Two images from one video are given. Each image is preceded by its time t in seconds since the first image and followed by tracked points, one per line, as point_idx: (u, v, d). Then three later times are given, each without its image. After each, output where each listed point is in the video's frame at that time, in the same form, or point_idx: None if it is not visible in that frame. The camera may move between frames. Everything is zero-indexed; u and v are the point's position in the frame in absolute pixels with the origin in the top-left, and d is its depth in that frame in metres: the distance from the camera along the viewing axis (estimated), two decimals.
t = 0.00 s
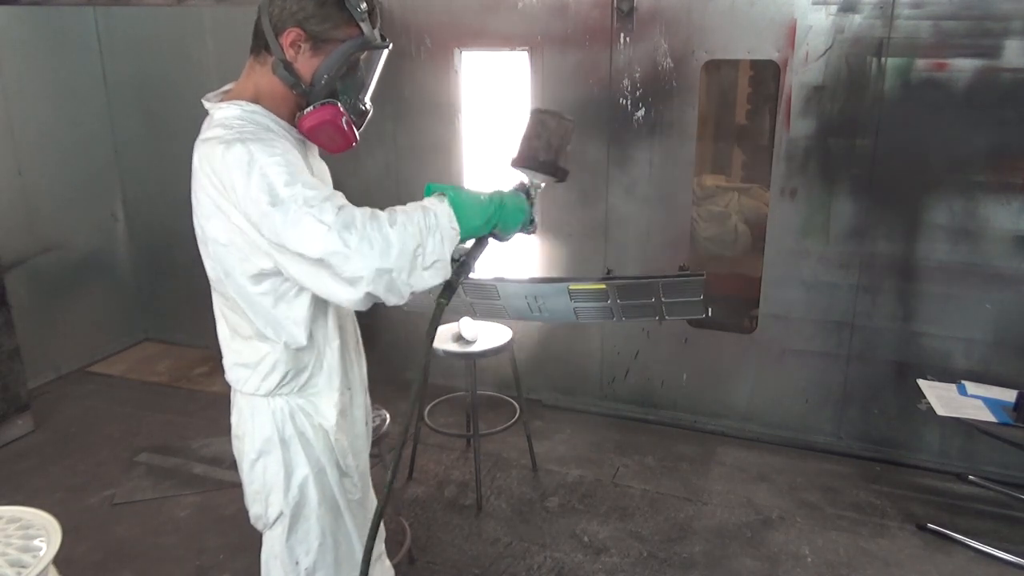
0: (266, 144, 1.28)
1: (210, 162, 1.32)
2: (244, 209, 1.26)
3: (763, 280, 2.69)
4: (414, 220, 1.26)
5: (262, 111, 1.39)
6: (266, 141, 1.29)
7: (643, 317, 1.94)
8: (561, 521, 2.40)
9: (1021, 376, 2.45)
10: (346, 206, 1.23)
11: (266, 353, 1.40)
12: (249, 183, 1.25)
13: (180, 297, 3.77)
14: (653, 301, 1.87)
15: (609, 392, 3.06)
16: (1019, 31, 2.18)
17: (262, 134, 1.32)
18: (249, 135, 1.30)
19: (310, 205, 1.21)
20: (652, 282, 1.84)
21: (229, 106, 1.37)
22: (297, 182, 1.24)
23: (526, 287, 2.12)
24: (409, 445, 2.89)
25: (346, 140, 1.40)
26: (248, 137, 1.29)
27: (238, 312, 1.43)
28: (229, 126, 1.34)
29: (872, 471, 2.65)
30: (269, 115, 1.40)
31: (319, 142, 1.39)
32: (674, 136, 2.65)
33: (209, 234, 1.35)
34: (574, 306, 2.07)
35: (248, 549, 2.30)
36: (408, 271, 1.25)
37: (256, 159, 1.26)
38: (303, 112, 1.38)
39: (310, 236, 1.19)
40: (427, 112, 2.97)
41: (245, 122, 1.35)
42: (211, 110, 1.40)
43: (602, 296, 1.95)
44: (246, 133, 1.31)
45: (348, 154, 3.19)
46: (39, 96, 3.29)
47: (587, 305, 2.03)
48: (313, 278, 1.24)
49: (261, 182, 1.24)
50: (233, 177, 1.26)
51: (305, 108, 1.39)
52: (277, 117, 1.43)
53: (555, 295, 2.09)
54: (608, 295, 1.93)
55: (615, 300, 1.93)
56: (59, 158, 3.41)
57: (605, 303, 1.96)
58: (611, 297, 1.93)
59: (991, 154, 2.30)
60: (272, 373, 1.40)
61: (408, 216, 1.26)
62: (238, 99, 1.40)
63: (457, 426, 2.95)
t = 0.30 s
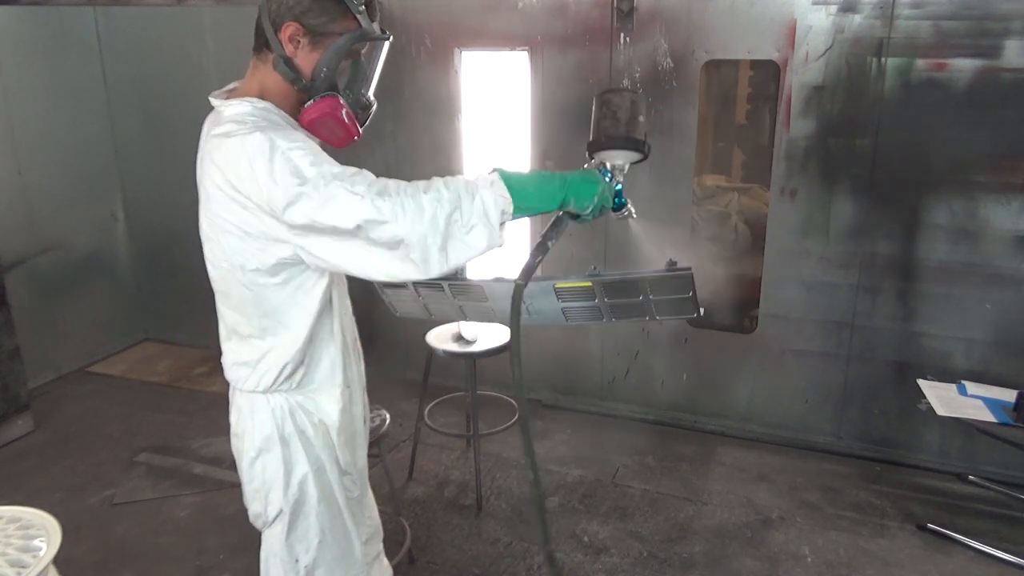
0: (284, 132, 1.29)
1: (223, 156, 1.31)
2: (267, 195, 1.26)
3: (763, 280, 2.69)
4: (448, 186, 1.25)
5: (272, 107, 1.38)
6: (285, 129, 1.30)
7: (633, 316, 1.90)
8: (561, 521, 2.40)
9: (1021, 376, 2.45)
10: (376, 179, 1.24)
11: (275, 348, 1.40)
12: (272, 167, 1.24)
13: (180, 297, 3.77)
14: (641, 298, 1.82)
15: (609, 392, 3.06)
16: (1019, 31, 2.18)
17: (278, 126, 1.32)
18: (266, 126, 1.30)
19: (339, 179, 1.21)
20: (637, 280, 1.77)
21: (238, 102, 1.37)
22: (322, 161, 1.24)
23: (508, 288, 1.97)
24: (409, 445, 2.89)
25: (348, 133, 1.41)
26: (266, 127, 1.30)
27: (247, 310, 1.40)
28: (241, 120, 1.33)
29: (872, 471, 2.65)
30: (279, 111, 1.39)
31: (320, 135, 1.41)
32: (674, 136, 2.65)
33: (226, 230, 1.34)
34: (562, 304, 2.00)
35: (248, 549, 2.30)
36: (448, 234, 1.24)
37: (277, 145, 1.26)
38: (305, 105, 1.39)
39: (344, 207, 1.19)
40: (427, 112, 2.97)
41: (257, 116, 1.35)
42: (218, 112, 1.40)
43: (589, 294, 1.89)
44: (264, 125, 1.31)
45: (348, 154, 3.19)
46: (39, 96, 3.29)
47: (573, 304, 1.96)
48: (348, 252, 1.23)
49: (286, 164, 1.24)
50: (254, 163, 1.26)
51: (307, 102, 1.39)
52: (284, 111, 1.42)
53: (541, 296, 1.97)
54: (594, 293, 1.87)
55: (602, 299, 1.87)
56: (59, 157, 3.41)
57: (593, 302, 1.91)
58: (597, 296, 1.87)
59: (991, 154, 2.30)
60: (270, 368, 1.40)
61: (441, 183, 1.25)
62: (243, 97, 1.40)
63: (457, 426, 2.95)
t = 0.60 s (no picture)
0: (288, 132, 1.29)
1: (228, 154, 1.31)
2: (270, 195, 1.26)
3: (762, 280, 2.69)
4: (448, 191, 1.24)
5: (275, 106, 1.38)
6: (288, 129, 1.29)
7: (628, 320, 1.86)
8: (561, 521, 2.40)
9: (1021, 376, 2.45)
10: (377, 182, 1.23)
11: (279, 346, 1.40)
12: (274, 168, 1.24)
13: (180, 297, 3.77)
14: (638, 298, 1.82)
15: (609, 392, 3.06)
16: (1019, 31, 2.18)
17: (283, 125, 1.32)
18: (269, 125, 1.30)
19: (340, 183, 1.21)
20: (638, 277, 1.78)
21: (243, 100, 1.36)
22: (324, 163, 1.24)
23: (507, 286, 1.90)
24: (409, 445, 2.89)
25: (350, 132, 1.40)
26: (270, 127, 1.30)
27: (250, 308, 1.40)
28: (246, 119, 1.33)
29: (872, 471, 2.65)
30: (283, 111, 1.39)
31: (321, 134, 1.40)
32: (674, 135, 2.65)
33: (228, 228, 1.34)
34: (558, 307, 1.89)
35: (248, 549, 2.30)
36: (446, 240, 1.23)
37: (280, 145, 1.26)
38: (307, 104, 1.38)
39: (343, 212, 1.19)
40: (427, 112, 2.97)
41: (261, 114, 1.35)
42: (223, 107, 1.40)
43: (586, 293, 1.84)
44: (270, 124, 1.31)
45: (348, 154, 3.19)
46: (39, 96, 3.29)
47: (570, 305, 1.87)
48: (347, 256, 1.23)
49: (288, 166, 1.24)
50: (257, 163, 1.26)
51: (309, 101, 1.39)
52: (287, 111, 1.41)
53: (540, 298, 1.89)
54: (592, 292, 1.83)
55: (600, 299, 1.83)
56: (59, 157, 3.41)
57: (589, 304, 1.85)
58: (596, 294, 1.83)
59: (991, 154, 2.30)
60: (273, 364, 1.40)
61: (441, 188, 1.24)
62: (246, 96, 1.40)
63: (457, 426, 2.95)
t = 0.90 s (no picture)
0: (268, 145, 1.29)
1: (213, 154, 1.32)
2: (235, 206, 1.28)
3: (763, 280, 2.69)
4: (389, 244, 1.26)
5: (270, 110, 1.39)
6: (268, 143, 1.29)
7: (653, 332, 1.89)
8: (561, 521, 2.40)
9: (1021, 376, 2.45)
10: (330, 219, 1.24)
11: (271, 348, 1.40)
12: (241, 184, 1.26)
13: (180, 297, 3.77)
14: (664, 306, 1.86)
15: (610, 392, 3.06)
16: (1019, 31, 2.18)
17: (268, 134, 1.32)
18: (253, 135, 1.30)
19: (292, 214, 1.22)
20: (664, 282, 1.84)
21: (240, 103, 1.38)
22: (289, 187, 1.24)
23: (535, 297, 1.95)
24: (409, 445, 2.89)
25: (354, 137, 1.40)
26: (252, 136, 1.30)
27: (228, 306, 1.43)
28: (237, 123, 1.34)
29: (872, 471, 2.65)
30: (277, 113, 1.40)
31: (327, 138, 1.39)
32: (674, 135, 2.65)
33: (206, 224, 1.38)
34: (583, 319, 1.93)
35: (249, 549, 2.30)
36: (375, 294, 1.25)
37: (255, 159, 1.26)
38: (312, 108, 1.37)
39: (285, 245, 1.21)
40: (427, 112, 2.97)
41: (253, 120, 1.36)
42: (225, 104, 1.41)
43: (613, 302, 1.89)
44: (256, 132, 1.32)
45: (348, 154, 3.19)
46: (39, 96, 3.29)
47: (597, 314, 1.91)
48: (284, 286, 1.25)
49: (254, 184, 1.24)
50: (230, 172, 1.27)
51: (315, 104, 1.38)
52: (286, 116, 1.41)
53: (568, 308, 1.93)
54: (620, 300, 1.88)
55: (627, 309, 1.87)
56: (59, 157, 3.40)
57: (616, 313, 1.89)
58: (623, 303, 1.87)
59: (991, 154, 2.30)
60: (274, 362, 1.40)
61: (385, 238, 1.26)
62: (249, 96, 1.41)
63: (457, 426, 2.95)
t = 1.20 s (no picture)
0: (257, 144, 1.29)
1: (204, 151, 1.34)
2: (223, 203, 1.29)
3: (763, 280, 2.69)
4: (370, 248, 1.27)
5: (267, 109, 1.39)
6: (259, 142, 1.30)
7: (668, 343, 1.86)
8: (561, 521, 2.40)
9: (1021, 376, 2.45)
10: (314, 220, 1.25)
11: (263, 347, 1.39)
12: (229, 182, 1.27)
13: (180, 297, 3.77)
14: (681, 315, 1.83)
15: (610, 392, 3.06)
16: (1019, 31, 2.18)
17: (259, 133, 1.33)
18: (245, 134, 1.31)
19: (277, 214, 1.23)
20: (684, 290, 1.80)
21: (237, 102, 1.38)
22: (275, 187, 1.25)
23: (546, 306, 1.87)
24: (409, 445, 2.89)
25: (353, 148, 1.39)
26: (242, 135, 1.30)
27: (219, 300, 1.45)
28: (234, 123, 1.35)
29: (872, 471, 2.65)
30: (275, 114, 1.40)
31: (326, 147, 1.38)
32: (674, 135, 2.65)
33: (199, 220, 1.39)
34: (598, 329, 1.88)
35: (249, 549, 2.30)
36: (354, 297, 1.27)
37: (243, 158, 1.27)
38: (314, 115, 1.37)
39: (268, 245, 1.22)
40: (427, 112, 2.97)
41: (249, 120, 1.36)
42: (223, 103, 1.41)
43: (630, 309, 1.84)
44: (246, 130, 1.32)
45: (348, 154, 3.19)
46: (39, 96, 3.29)
47: (613, 323, 1.86)
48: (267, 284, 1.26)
49: (239, 182, 1.25)
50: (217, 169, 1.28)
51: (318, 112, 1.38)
52: (286, 119, 1.42)
53: (582, 317, 1.87)
54: (638, 307, 1.83)
55: (644, 317, 1.83)
56: (58, 157, 3.41)
57: (633, 322, 1.84)
58: (640, 310, 1.82)
59: (991, 154, 2.30)
60: (264, 364, 1.39)
61: (367, 242, 1.27)
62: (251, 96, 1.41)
63: (457, 426, 2.95)
